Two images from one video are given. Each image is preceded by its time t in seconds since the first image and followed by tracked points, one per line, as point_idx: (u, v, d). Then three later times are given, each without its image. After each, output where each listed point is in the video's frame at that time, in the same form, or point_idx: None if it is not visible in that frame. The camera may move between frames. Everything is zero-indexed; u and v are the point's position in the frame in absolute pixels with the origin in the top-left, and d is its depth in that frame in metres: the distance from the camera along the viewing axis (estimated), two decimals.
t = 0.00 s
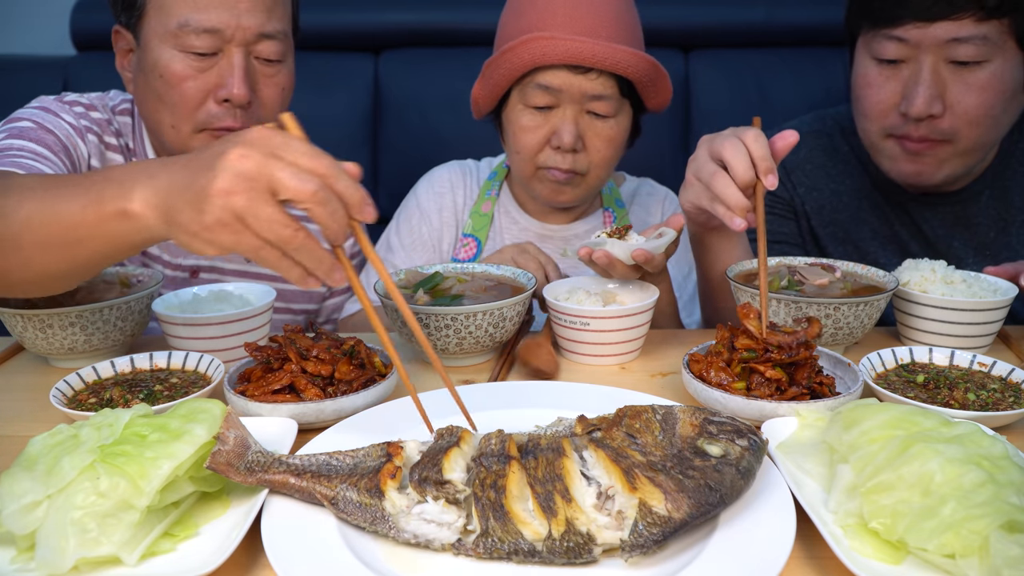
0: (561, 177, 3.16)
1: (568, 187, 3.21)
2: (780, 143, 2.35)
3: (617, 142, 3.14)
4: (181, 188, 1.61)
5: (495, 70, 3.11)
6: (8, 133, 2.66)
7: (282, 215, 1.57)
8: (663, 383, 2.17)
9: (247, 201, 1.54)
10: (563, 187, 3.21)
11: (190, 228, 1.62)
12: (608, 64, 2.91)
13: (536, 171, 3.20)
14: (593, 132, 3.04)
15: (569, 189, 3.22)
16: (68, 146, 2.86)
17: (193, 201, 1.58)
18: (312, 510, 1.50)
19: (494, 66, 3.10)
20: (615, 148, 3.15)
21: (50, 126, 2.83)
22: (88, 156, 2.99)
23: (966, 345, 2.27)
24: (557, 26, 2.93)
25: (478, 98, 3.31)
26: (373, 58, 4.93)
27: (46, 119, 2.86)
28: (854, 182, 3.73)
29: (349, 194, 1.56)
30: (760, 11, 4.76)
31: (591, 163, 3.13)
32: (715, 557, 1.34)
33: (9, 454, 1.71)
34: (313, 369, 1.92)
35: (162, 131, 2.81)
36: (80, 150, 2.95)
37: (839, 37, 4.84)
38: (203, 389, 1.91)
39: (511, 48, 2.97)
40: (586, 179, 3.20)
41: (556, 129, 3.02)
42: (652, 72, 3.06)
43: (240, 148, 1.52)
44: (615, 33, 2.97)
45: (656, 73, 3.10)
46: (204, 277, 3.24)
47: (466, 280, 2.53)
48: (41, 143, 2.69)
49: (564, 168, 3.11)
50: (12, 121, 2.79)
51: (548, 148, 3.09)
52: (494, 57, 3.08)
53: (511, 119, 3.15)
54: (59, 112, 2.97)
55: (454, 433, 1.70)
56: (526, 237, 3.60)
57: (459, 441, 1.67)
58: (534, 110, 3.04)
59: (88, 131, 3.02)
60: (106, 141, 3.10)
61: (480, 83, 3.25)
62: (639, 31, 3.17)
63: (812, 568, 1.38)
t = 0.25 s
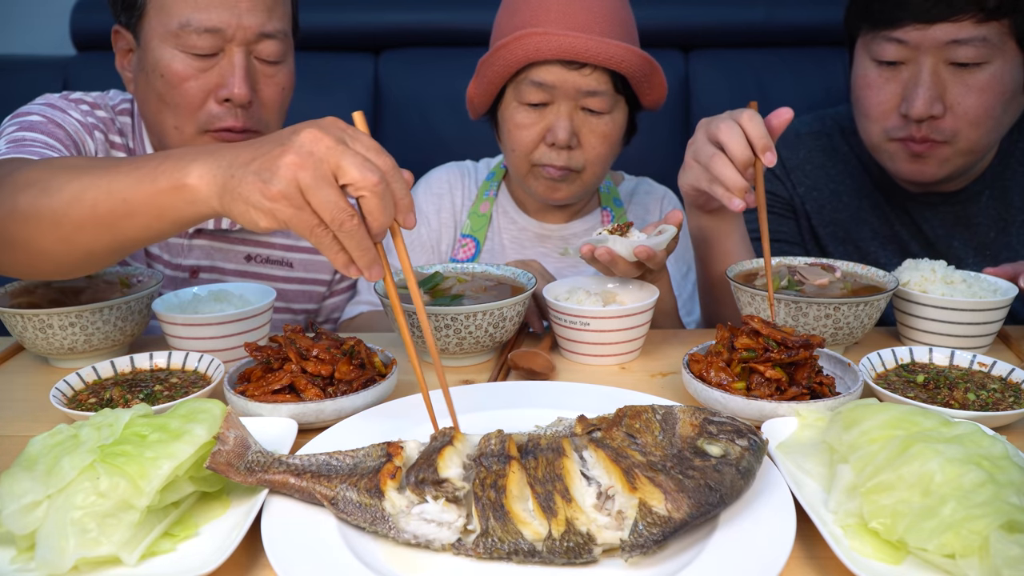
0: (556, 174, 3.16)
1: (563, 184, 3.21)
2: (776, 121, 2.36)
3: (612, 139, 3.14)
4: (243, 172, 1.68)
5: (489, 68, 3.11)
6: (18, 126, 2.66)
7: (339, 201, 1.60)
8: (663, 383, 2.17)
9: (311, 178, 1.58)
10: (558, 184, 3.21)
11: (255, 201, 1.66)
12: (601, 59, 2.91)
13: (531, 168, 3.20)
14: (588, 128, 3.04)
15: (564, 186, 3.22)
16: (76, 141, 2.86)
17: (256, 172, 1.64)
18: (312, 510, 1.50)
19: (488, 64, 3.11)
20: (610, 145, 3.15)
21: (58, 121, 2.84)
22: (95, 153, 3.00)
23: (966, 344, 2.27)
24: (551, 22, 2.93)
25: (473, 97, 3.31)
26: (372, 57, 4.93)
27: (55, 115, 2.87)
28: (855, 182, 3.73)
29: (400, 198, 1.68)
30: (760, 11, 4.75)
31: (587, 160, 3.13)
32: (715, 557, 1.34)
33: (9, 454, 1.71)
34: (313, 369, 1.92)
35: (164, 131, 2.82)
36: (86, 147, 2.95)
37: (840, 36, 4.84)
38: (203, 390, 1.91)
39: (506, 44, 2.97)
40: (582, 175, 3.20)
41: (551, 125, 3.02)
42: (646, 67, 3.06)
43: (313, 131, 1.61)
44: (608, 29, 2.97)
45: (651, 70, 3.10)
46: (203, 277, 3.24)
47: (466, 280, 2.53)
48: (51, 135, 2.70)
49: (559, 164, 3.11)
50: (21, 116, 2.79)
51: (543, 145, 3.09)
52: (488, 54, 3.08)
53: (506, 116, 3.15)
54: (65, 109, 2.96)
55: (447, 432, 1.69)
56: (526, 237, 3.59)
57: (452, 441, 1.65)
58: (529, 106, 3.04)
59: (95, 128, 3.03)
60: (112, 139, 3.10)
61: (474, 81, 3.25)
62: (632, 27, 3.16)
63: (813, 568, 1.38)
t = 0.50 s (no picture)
0: (557, 172, 3.16)
1: (565, 182, 3.21)
2: (771, 135, 2.37)
3: (612, 136, 3.14)
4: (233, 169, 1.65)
5: (487, 66, 3.11)
6: (13, 128, 2.66)
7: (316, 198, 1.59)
8: (663, 383, 2.17)
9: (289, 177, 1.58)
10: (559, 183, 3.20)
11: (233, 201, 1.66)
12: (599, 55, 2.91)
13: (531, 167, 3.20)
14: (586, 125, 3.04)
15: (565, 185, 3.22)
16: (72, 142, 2.86)
17: (235, 175, 1.63)
18: (312, 510, 1.50)
19: (486, 62, 3.11)
20: (609, 142, 3.15)
21: (54, 121, 2.83)
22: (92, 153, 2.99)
23: (966, 344, 2.27)
24: (548, 19, 2.94)
25: (472, 97, 3.31)
26: (373, 57, 4.93)
27: (51, 116, 2.87)
28: (855, 183, 3.73)
29: (378, 195, 1.65)
30: (760, 11, 4.75)
31: (586, 157, 3.13)
32: (715, 558, 1.34)
33: (10, 454, 1.71)
34: (313, 369, 1.92)
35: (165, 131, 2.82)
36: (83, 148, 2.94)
37: (840, 37, 4.84)
38: (203, 390, 1.91)
39: (504, 42, 2.97)
40: (582, 174, 3.20)
41: (550, 122, 3.02)
42: (644, 63, 3.06)
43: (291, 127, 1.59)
44: (605, 25, 2.98)
45: (649, 66, 3.10)
46: (203, 277, 3.24)
47: (466, 280, 2.53)
48: (47, 137, 2.70)
49: (559, 163, 3.10)
50: (17, 117, 2.80)
51: (542, 143, 3.08)
52: (486, 53, 3.09)
53: (505, 115, 3.15)
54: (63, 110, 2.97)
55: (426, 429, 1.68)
56: (526, 237, 3.59)
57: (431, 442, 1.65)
58: (528, 105, 3.04)
59: (92, 129, 3.02)
60: (109, 139, 3.10)
61: (473, 80, 3.25)
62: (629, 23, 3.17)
63: (813, 568, 1.38)
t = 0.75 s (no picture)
0: (559, 169, 3.16)
1: (567, 179, 3.21)
2: (775, 140, 2.35)
3: (613, 131, 3.14)
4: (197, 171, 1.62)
5: (488, 63, 3.11)
6: (5, 130, 2.67)
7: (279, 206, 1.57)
8: (663, 383, 2.17)
9: (248, 185, 1.55)
10: (562, 179, 3.21)
11: (192, 211, 1.64)
12: (600, 50, 2.91)
13: (533, 164, 3.20)
14: (588, 121, 3.05)
15: (568, 181, 3.22)
16: (65, 143, 2.86)
17: (194, 184, 1.61)
18: (312, 510, 1.50)
19: (487, 59, 3.10)
20: (610, 138, 3.15)
21: (47, 123, 2.83)
22: (86, 154, 2.99)
23: (966, 345, 2.27)
24: (549, 15, 2.94)
25: (473, 94, 3.31)
26: (372, 57, 4.93)
27: (45, 117, 2.86)
28: (855, 183, 3.73)
29: (344, 197, 1.61)
30: (760, 11, 4.75)
31: (588, 153, 3.13)
32: (716, 558, 1.34)
33: (10, 454, 1.71)
34: (313, 369, 1.92)
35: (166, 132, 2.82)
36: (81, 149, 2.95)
37: (841, 36, 4.84)
38: (203, 390, 1.91)
39: (505, 38, 2.96)
40: (584, 170, 3.20)
41: (552, 118, 3.02)
42: (644, 57, 3.06)
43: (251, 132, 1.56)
44: (606, 20, 2.98)
45: (649, 61, 3.10)
46: (203, 277, 3.24)
47: (466, 280, 2.53)
48: (39, 139, 2.70)
49: (562, 159, 3.10)
50: (11, 119, 2.80)
51: (544, 139, 3.08)
52: (487, 50, 3.08)
53: (507, 112, 3.15)
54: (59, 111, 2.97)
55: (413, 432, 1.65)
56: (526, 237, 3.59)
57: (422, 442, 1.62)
58: (530, 101, 3.04)
59: (86, 130, 3.02)
60: (104, 140, 3.10)
61: (473, 78, 3.25)
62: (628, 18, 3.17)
63: (813, 568, 1.38)
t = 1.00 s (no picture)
0: (559, 163, 3.16)
1: (567, 174, 3.21)
2: (765, 130, 2.37)
3: (613, 126, 3.14)
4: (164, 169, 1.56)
5: (489, 58, 3.11)
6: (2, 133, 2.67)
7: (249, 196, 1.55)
8: (662, 383, 2.17)
9: (213, 179, 1.52)
10: (561, 174, 3.20)
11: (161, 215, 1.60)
12: (601, 44, 2.91)
13: (533, 159, 3.20)
14: (588, 116, 3.05)
15: (568, 176, 3.22)
16: (63, 145, 2.86)
17: (156, 185, 1.56)
18: (312, 510, 1.50)
19: (488, 54, 3.11)
20: (610, 133, 3.15)
21: (45, 124, 2.83)
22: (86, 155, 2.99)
23: (966, 344, 2.27)
24: (549, 9, 2.94)
25: (473, 90, 3.31)
26: (372, 57, 4.93)
27: (43, 118, 2.86)
28: (855, 183, 3.73)
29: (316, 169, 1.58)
30: (761, 10, 4.75)
31: (587, 149, 3.13)
32: (716, 557, 1.34)
33: (10, 454, 1.71)
34: (313, 369, 1.91)
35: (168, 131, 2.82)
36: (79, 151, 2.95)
37: (841, 36, 4.84)
38: (203, 390, 1.91)
39: (506, 32, 2.97)
40: (583, 165, 3.20)
41: (552, 113, 3.02)
42: (643, 52, 3.07)
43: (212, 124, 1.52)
44: (606, 16, 2.99)
45: (648, 58, 3.11)
46: (203, 277, 3.24)
47: (466, 280, 2.53)
48: (35, 142, 2.70)
49: (562, 154, 3.10)
50: (8, 121, 2.81)
51: (544, 134, 3.08)
52: (488, 45, 3.08)
53: (507, 106, 3.15)
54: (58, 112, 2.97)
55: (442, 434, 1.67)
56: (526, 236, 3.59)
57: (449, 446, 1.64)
58: (530, 96, 3.04)
59: (85, 130, 3.03)
60: (104, 140, 3.10)
61: (474, 73, 3.25)
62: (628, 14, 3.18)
63: (813, 568, 1.38)
